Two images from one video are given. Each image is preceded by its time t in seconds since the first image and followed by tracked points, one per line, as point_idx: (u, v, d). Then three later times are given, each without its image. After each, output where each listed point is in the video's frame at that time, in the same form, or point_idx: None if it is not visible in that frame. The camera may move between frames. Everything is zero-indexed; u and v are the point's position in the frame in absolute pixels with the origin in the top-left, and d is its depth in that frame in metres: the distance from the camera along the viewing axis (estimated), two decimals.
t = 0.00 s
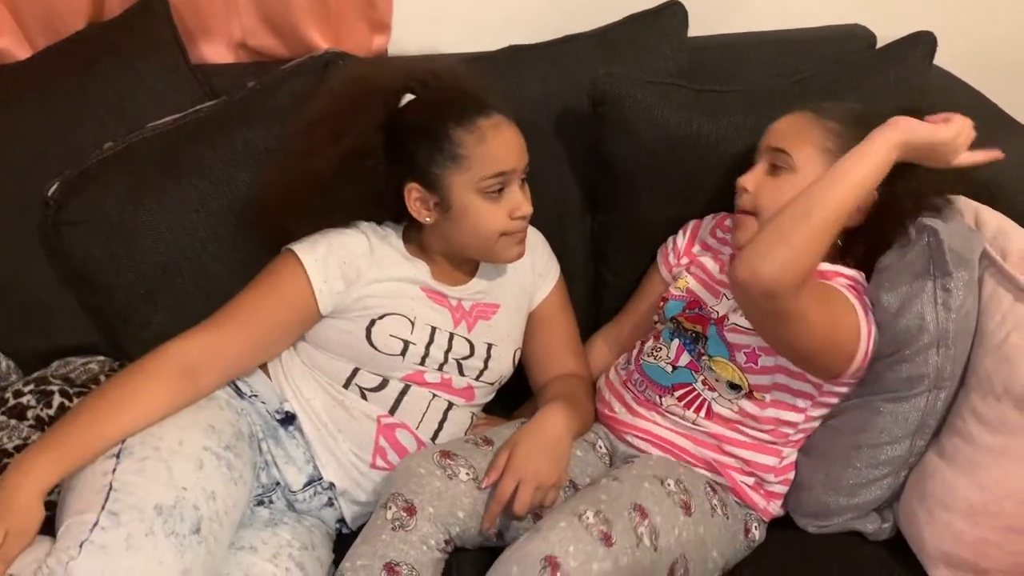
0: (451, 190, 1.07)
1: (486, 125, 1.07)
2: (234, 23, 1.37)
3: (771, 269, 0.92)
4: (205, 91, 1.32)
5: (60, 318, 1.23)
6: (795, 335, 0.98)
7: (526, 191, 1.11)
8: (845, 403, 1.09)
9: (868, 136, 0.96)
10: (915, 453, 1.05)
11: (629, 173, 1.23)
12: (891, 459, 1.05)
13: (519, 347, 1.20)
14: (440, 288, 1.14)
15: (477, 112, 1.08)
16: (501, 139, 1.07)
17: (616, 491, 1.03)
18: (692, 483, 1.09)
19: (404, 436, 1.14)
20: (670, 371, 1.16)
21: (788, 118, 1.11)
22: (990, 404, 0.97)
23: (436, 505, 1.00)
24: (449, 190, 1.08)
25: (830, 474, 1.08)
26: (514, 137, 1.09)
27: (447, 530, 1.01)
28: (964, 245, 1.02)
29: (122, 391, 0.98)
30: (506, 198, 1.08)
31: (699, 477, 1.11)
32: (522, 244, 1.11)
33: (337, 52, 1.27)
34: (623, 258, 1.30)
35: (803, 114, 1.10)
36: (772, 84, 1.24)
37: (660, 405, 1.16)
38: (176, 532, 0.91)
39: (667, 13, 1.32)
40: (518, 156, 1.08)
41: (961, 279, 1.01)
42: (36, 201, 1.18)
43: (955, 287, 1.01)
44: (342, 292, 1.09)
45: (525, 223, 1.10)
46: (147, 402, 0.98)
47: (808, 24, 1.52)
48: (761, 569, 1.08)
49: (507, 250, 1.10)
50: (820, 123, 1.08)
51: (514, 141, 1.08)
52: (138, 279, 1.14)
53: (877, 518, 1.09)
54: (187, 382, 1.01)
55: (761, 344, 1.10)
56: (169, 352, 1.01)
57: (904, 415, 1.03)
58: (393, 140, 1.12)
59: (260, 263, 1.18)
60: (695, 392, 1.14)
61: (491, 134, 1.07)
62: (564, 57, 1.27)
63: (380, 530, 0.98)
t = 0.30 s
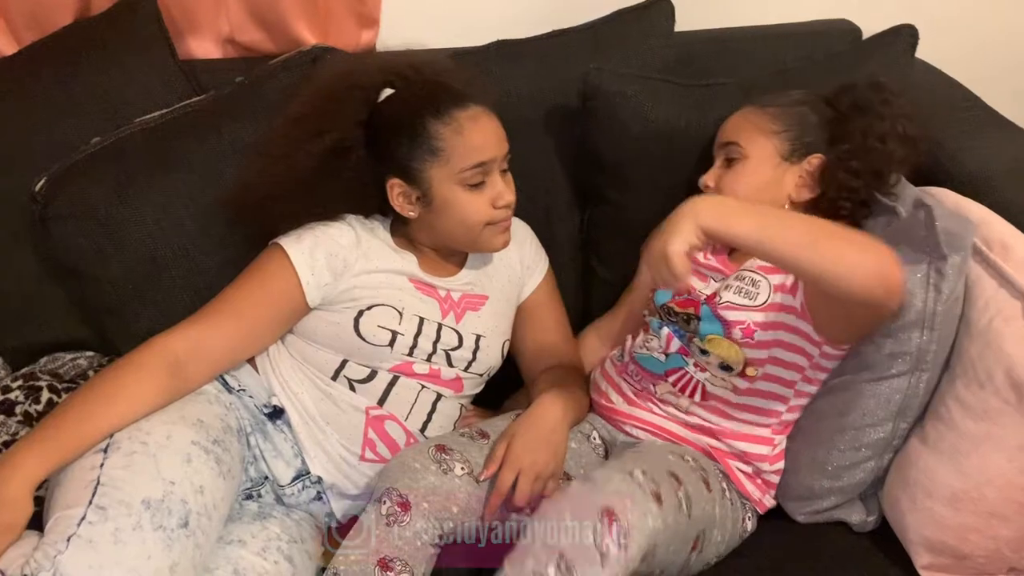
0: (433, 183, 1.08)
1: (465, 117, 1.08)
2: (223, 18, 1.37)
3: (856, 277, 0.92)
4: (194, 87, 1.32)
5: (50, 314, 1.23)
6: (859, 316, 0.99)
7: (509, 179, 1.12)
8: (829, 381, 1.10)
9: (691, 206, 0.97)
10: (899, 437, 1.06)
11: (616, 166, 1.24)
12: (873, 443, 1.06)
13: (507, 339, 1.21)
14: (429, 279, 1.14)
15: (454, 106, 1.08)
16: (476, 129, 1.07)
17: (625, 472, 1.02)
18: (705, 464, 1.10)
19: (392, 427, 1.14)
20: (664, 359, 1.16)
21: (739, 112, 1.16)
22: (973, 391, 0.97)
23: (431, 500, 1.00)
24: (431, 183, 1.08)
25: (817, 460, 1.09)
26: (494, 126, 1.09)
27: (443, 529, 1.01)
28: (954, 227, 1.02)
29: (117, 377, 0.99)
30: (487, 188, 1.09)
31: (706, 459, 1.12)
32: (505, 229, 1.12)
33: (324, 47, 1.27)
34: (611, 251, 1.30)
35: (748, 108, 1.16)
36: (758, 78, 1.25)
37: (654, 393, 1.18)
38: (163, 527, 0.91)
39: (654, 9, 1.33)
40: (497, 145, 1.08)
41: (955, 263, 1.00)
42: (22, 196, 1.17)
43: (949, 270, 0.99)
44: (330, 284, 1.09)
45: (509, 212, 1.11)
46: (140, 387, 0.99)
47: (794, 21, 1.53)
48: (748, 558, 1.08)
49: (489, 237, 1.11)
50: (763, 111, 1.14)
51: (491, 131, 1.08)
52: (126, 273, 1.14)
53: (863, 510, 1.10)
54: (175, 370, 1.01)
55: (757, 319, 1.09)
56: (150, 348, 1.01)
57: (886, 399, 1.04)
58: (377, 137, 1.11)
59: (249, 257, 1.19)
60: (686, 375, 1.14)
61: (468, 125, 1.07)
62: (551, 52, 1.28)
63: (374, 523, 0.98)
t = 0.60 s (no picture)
0: (380, 191, 1.09)
1: (398, 122, 1.07)
2: (212, 19, 1.37)
3: (838, 255, 0.93)
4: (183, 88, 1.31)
5: (38, 314, 1.23)
6: (845, 310, 1.00)
7: (460, 181, 1.09)
8: (817, 377, 1.11)
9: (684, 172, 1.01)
10: (885, 433, 1.07)
11: (605, 166, 1.24)
12: (860, 439, 1.06)
13: (496, 340, 1.21)
14: (418, 282, 1.15)
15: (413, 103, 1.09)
16: (412, 133, 1.06)
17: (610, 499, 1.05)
18: (676, 481, 1.10)
19: (382, 429, 1.14)
20: (649, 355, 1.17)
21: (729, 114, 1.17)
22: (959, 387, 0.98)
23: (415, 497, 0.99)
24: (379, 191, 1.09)
25: (802, 456, 1.10)
26: (440, 128, 1.08)
27: (442, 531, 1.00)
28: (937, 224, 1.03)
29: (108, 376, 0.99)
30: (429, 192, 1.07)
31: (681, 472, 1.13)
32: (460, 229, 1.09)
33: (314, 48, 1.28)
34: (600, 250, 1.31)
35: (740, 109, 1.16)
36: (745, 78, 1.25)
37: (639, 390, 1.18)
38: (152, 527, 0.91)
39: (643, 10, 1.34)
40: (437, 147, 1.07)
41: (939, 259, 1.01)
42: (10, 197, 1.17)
43: (933, 267, 1.01)
44: (320, 286, 1.10)
45: (457, 215, 1.07)
46: (130, 387, 0.99)
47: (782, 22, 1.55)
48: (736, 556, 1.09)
49: (443, 239, 1.09)
50: (752, 112, 1.14)
51: (432, 132, 1.07)
52: (115, 274, 1.13)
53: (850, 507, 1.11)
54: (164, 371, 1.01)
55: (744, 317, 1.09)
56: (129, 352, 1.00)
57: (872, 393, 1.05)
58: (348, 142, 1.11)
59: (238, 258, 1.18)
60: (672, 372, 1.16)
61: (402, 129, 1.07)
62: (541, 52, 1.28)
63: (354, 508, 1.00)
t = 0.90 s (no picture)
0: (358, 201, 1.09)
1: (367, 134, 1.07)
2: (209, 25, 1.38)
3: (833, 263, 0.94)
4: (180, 94, 1.32)
5: (35, 319, 1.23)
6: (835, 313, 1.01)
7: (434, 185, 1.08)
8: (811, 385, 1.12)
9: (683, 175, 1.02)
10: (880, 440, 1.08)
11: (601, 172, 1.25)
12: (854, 446, 1.07)
13: (493, 346, 1.22)
14: (412, 288, 1.15)
15: (380, 111, 1.09)
16: (381, 142, 1.06)
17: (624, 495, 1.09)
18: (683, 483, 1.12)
19: (378, 435, 1.14)
20: (645, 363, 1.18)
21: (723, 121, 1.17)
22: (952, 394, 0.99)
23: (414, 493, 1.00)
24: (357, 201, 1.10)
25: (798, 462, 1.11)
26: (409, 134, 1.08)
27: (441, 531, 1.01)
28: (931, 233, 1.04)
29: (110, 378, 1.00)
30: (402, 199, 1.07)
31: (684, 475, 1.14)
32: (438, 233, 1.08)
33: (311, 54, 1.28)
34: (596, 256, 1.31)
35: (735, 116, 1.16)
36: (740, 85, 1.26)
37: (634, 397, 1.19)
38: (150, 531, 0.91)
39: (636, 18, 1.36)
40: (405, 154, 1.06)
41: (933, 268, 1.02)
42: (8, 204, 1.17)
43: (927, 276, 1.01)
44: (314, 295, 1.10)
45: (431, 219, 1.07)
46: (127, 392, 0.99)
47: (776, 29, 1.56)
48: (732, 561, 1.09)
49: (421, 245, 1.09)
50: (750, 121, 1.14)
51: (400, 140, 1.07)
52: (113, 279, 1.14)
53: (844, 513, 1.12)
54: (159, 377, 1.02)
55: (739, 326, 1.10)
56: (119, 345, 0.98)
57: (868, 402, 1.05)
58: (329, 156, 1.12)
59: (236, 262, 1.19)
60: (668, 381, 1.17)
61: (371, 140, 1.07)
62: (537, 59, 1.29)
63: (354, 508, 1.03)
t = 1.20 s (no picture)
0: (353, 220, 1.09)
1: (357, 153, 1.06)
2: (208, 32, 1.38)
3: (789, 339, 1.00)
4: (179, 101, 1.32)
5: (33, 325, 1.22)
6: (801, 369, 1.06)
7: (427, 202, 1.08)
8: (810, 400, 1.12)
9: (690, 196, 1.05)
10: (878, 454, 1.08)
11: (600, 182, 1.25)
12: (853, 460, 1.07)
13: (493, 357, 1.22)
14: (412, 299, 1.15)
15: (368, 130, 1.07)
16: (371, 163, 1.05)
17: (638, 477, 1.06)
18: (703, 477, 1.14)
19: (377, 446, 1.14)
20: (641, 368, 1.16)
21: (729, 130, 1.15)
22: (951, 407, 0.99)
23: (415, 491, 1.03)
24: (352, 220, 1.09)
25: (797, 474, 1.11)
26: (402, 152, 1.06)
27: (439, 530, 1.03)
28: (923, 243, 1.06)
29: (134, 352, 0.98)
30: (395, 219, 1.06)
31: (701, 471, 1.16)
32: (433, 253, 1.08)
33: (311, 62, 1.28)
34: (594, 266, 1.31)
35: (744, 131, 1.12)
36: (739, 95, 1.27)
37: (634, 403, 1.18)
38: (145, 541, 0.91)
39: (636, 29, 1.35)
40: (397, 174, 1.05)
41: (925, 282, 1.03)
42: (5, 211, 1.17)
43: (920, 290, 1.03)
44: (313, 304, 1.10)
45: (425, 238, 1.07)
46: (146, 378, 0.99)
47: (775, 39, 1.56)
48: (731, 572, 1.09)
49: (418, 263, 1.09)
50: (758, 144, 1.11)
51: (391, 159, 1.05)
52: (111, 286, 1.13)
53: (842, 523, 1.11)
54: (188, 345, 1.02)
55: (731, 349, 1.09)
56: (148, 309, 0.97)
57: (867, 416, 1.06)
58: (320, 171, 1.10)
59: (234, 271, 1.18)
60: (664, 386, 1.14)
61: (360, 161, 1.06)
62: (536, 68, 1.29)
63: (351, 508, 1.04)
